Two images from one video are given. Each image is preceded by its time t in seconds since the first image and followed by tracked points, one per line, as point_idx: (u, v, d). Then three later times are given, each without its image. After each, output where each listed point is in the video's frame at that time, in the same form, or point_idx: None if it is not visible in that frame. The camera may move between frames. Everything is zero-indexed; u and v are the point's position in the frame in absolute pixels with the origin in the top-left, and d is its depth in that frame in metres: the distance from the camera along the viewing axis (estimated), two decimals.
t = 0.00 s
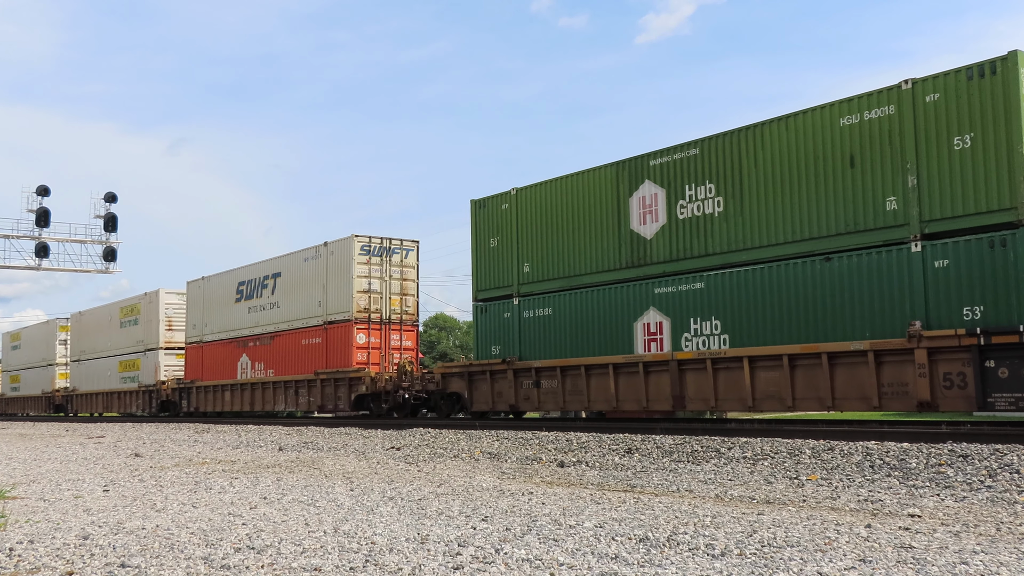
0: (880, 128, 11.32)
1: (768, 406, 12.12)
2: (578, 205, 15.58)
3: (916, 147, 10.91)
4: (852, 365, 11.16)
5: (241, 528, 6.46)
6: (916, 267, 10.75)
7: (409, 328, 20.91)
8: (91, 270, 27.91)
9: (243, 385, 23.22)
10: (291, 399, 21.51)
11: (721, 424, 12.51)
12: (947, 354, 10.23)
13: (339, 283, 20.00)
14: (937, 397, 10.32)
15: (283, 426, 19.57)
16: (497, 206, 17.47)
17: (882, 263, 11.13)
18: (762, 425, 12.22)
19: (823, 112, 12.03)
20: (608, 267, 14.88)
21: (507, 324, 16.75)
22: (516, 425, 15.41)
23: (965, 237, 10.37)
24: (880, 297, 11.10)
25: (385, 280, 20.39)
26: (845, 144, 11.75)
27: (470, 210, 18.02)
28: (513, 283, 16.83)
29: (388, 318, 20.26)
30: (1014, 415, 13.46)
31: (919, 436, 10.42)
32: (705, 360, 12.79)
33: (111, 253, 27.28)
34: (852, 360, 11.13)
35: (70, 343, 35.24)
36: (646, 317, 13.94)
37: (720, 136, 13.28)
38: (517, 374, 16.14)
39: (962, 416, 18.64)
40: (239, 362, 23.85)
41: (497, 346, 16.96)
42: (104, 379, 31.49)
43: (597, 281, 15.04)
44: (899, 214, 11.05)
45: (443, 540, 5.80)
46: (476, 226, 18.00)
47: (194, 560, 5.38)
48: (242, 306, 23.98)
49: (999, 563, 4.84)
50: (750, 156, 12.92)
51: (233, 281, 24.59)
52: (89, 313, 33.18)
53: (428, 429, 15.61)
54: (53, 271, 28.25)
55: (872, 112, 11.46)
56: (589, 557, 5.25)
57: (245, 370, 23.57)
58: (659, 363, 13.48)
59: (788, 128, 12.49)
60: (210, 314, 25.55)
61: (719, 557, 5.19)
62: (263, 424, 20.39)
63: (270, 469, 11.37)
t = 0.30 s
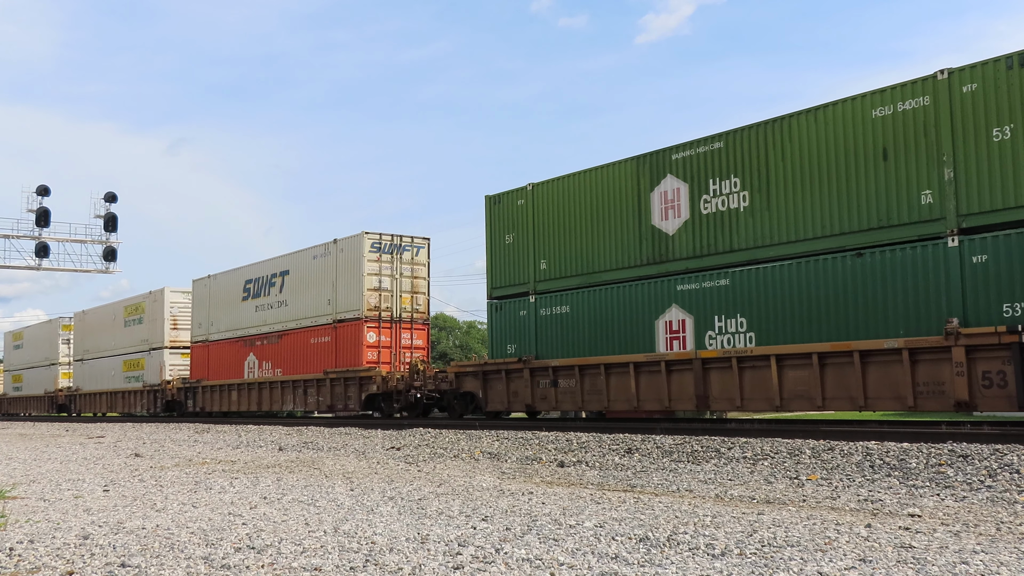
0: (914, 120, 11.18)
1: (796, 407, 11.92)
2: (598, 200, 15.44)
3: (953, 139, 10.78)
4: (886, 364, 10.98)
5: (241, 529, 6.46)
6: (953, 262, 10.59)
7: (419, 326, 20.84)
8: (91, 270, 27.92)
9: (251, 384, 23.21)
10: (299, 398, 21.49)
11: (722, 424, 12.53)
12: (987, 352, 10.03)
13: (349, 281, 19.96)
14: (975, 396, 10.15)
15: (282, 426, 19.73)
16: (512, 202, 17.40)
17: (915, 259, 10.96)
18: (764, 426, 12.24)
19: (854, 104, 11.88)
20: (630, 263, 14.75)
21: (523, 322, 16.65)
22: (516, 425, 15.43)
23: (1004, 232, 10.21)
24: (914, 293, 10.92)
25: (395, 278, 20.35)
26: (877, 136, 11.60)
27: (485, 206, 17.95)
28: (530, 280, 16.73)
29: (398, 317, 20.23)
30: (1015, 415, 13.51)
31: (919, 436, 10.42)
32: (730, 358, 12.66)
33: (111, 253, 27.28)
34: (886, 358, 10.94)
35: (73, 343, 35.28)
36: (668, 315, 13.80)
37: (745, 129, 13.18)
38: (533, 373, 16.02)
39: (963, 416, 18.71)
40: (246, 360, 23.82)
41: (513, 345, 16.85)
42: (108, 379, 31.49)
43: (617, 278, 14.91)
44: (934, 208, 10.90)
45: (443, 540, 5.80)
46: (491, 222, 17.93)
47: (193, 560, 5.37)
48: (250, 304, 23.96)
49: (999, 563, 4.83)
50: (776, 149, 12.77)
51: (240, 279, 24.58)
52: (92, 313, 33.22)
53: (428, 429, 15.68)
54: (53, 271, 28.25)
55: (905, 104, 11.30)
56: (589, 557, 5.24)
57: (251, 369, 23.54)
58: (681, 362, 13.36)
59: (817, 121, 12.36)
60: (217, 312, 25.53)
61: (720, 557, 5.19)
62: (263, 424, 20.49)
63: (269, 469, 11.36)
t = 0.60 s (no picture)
0: (950, 111, 10.90)
1: (826, 406, 11.63)
2: (619, 196, 15.20)
3: (992, 130, 10.47)
4: (921, 362, 10.72)
5: (241, 528, 6.46)
6: (992, 257, 10.31)
7: (430, 325, 20.79)
8: (91, 270, 27.90)
9: (258, 384, 23.19)
10: (308, 398, 21.51)
11: (722, 424, 12.53)
12: None
13: (359, 279, 19.96)
14: (1017, 396, 9.91)
15: (282, 426, 19.89)
16: (529, 198, 17.15)
17: (952, 254, 10.71)
18: (765, 426, 12.26)
19: (887, 94, 11.59)
20: (651, 259, 14.50)
21: (541, 320, 16.35)
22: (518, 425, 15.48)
23: None
24: (949, 289, 10.68)
25: (406, 276, 20.32)
26: (910, 128, 11.31)
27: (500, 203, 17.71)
28: (547, 278, 16.46)
29: (409, 315, 20.22)
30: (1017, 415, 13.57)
31: (919, 436, 10.43)
32: (757, 356, 12.38)
33: (111, 253, 27.29)
34: (921, 357, 10.69)
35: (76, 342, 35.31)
36: (692, 312, 13.58)
37: (772, 122, 12.92)
38: (550, 372, 15.72)
39: (963, 416, 18.81)
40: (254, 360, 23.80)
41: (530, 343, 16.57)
42: (112, 378, 31.49)
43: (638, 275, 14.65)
44: (972, 201, 10.62)
45: (443, 540, 5.80)
46: (507, 218, 17.68)
47: (193, 560, 5.37)
48: (257, 303, 23.97)
49: (998, 563, 4.84)
50: (805, 142, 12.51)
51: (247, 278, 24.56)
52: (96, 312, 33.26)
53: (428, 429, 15.76)
54: (53, 271, 28.26)
55: (941, 95, 11.01)
56: (589, 557, 5.24)
57: (259, 369, 23.51)
58: (706, 361, 13.05)
59: (848, 113, 12.07)
60: (224, 311, 25.50)
61: (720, 557, 5.19)
62: (263, 424, 20.61)
63: (270, 469, 11.37)
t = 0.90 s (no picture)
0: (987, 102, 10.65)
1: (858, 406, 11.31)
2: (639, 191, 14.89)
3: None
4: (958, 360, 10.41)
5: (241, 528, 6.46)
6: None
7: (442, 324, 20.74)
8: (91, 270, 27.87)
9: (265, 383, 23.15)
10: (317, 398, 21.42)
11: (722, 424, 12.53)
12: None
13: (369, 277, 19.89)
14: None
15: (283, 426, 20.02)
16: (544, 194, 16.82)
17: (989, 250, 10.45)
18: (764, 426, 12.23)
19: (921, 85, 11.31)
20: (672, 256, 14.21)
21: (557, 319, 15.98)
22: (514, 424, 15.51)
23: None
24: (988, 285, 10.39)
25: (417, 274, 20.23)
26: (946, 120, 11.04)
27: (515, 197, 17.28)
28: (564, 275, 16.09)
29: (420, 314, 20.13)
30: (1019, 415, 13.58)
31: (919, 436, 10.43)
32: (784, 355, 12.04)
33: (111, 253, 27.29)
34: (958, 355, 10.37)
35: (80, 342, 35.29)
36: (715, 310, 13.22)
37: (801, 114, 12.64)
38: (568, 371, 15.33)
39: (964, 416, 18.86)
40: (261, 359, 23.73)
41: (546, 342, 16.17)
42: (116, 378, 31.46)
43: (660, 272, 14.33)
44: (1011, 195, 10.36)
45: (443, 540, 5.80)
46: (522, 214, 17.30)
47: (193, 560, 5.38)
48: (264, 302, 23.92)
49: (999, 563, 4.83)
50: (835, 135, 12.23)
51: (254, 277, 24.57)
52: (99, 311, 33.25)
53: (428, 429, 15.83)
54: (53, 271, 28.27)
55: (978, 86, 10.76)
56: (589, 557, 5.25)
57: (266, 368, 23.47)
58: (731, 359, 12.67)
59: (880, 105, 11.77)
60: (230, 309, 25.50)
61: (720, 557, 5.19)
62: (263, 424, 20.73)
63: (270, 469, 11.37)
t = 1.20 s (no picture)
0: None
1: (891, 405, 11.06)
2: (661, 186, 14.69)
3: None
4: (997, 358, 10.16)
5: (241, 528, 6.46)
6: None
7: (453, 322, 20.68)
8: (91, 270, 27.86)
9: (274, 383, 23.14)
10: (326, 398, 21.41)
11: (721, 424, 12.53)
12: None
13: (380, 274, 19.86)
14: None
15: (283, 426, 20.21)
16: (562, 189, 16.64)
17: None
18: (764, 425, 12.20)
19: (957, 76, 11.09)
20: (696, 252, 14.01)
21: (575, 317, 15.88)
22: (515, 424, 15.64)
23: None
24: None
25: (428, 272, 20.18)
26: (983, 111, 10.80)
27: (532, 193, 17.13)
28: (582, 272, 15.94)
29: (431, 312, 20.08)
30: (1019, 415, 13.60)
31: (919, 436, 10.42)
32: (814, 353, 11.83)
33: (111, 253, 27.29)
34: (996, 353, 10.12)
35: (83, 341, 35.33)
36: (741, 308, 13.04)
37: (829, 106, 12.40)
38: (586, 370, 15.19)
39: (963, 415, 18.97)
40: (269, 358, 23.74)
41: (563, 341, 16.08)
42: (120, 377, 31.46)
43: (682, 269, 14.14)
44: None
45: (443, 540, 5.80)
46: (539, 210, 17.15)
47: (194, 560, 5.38)
48: (272, 300, 23.87)
49: (999, 563, 4.84)
50: (867, 126, 11.97)
51: (261, 275, 24.56)
52: (103, 310, 33.28)
53: (428, 429, 15.90)
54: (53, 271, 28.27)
55: (1018, 76, 10.52)
56: (589, 557, 5.25)
57: (274, 367, 23.46)
58: (757, 358, 12.50)
59: (914, 96, 11.53)
60: (237, 308, 25.48)
61: (719, 557, 5.19)
62: (264, 424, 20.89)
63: (270, 469, 11.37)
